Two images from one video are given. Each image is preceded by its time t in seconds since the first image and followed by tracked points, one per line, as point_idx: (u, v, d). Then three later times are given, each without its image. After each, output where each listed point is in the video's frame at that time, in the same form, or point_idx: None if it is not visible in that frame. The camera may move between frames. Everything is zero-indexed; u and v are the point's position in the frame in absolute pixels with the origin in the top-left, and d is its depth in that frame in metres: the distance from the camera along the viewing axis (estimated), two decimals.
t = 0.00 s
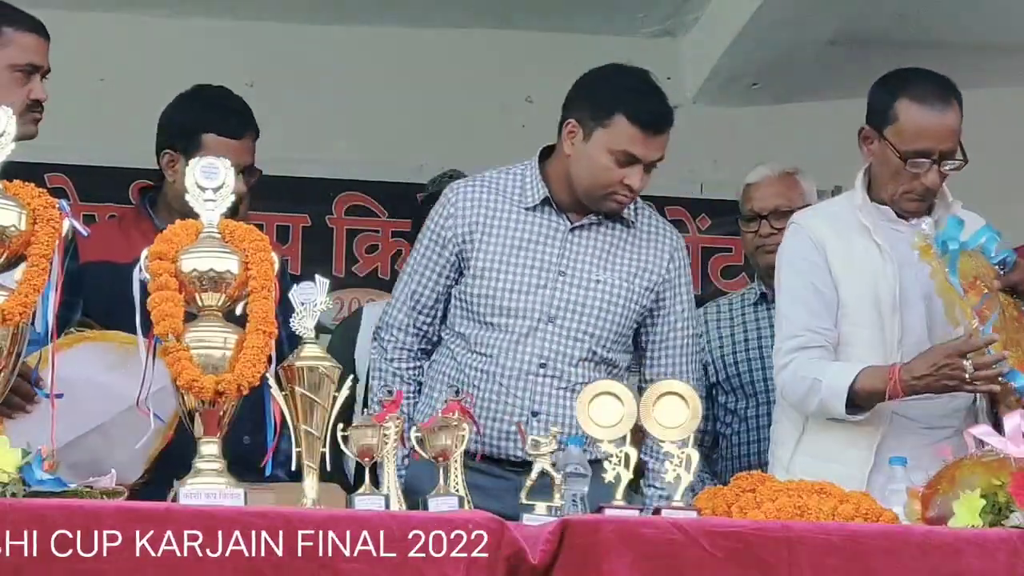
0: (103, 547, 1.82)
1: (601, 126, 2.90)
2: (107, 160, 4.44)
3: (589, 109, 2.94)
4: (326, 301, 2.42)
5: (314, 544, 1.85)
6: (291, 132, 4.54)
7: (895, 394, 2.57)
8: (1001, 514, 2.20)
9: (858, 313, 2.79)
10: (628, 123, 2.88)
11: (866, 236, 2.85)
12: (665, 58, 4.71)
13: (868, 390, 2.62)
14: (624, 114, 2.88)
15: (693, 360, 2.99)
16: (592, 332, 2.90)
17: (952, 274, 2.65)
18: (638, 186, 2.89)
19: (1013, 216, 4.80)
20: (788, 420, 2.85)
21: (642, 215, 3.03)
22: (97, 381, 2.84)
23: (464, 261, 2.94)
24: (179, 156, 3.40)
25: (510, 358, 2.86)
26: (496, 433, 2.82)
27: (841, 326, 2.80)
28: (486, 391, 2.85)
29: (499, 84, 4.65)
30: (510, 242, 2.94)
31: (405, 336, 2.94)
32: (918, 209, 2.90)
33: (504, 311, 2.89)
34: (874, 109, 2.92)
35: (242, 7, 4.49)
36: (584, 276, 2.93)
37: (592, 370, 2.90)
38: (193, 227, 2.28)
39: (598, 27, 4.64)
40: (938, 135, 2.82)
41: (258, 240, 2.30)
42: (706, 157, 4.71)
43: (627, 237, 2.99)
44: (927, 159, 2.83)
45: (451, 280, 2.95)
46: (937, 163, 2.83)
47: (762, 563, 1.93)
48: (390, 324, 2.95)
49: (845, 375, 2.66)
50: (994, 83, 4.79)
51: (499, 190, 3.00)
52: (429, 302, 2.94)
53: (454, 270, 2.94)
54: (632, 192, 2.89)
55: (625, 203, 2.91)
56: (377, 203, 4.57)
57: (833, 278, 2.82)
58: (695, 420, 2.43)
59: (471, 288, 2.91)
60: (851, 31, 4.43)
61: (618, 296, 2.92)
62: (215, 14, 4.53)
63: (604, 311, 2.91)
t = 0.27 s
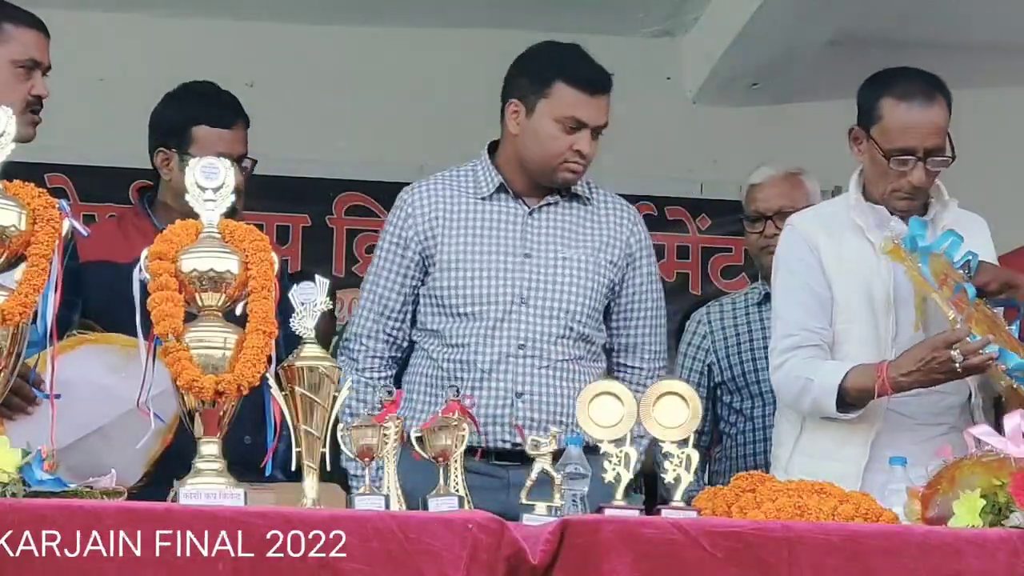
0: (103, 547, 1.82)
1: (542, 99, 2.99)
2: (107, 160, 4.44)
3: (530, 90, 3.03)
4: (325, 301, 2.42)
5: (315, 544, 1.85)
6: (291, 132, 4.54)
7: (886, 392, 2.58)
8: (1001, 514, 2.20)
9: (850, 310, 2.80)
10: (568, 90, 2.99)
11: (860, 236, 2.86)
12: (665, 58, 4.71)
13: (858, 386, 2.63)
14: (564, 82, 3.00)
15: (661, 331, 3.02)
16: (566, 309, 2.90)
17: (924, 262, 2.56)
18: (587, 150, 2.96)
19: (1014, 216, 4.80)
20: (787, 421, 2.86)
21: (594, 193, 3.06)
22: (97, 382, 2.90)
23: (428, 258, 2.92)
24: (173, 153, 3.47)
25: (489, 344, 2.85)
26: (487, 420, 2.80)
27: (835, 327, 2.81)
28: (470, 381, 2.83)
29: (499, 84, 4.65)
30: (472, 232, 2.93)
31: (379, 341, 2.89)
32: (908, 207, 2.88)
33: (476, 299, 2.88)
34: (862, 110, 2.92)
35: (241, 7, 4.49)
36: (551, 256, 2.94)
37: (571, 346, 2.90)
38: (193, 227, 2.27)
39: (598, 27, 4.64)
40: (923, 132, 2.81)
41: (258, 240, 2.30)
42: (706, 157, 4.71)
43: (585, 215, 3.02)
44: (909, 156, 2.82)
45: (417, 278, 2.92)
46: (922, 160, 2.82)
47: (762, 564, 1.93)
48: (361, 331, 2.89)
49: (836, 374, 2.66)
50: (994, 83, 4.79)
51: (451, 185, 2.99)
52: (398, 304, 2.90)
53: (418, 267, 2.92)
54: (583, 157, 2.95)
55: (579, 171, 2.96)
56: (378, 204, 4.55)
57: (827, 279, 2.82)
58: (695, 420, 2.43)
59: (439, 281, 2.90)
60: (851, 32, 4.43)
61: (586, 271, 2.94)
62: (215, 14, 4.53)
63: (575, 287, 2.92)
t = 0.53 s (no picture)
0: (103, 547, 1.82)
1: (486, 84, 3.03)
2: (108, 160, 4.43)
3: (472, 80, 3.07)
4: (325, 301, 2.42)
5: (315, 545, 1.85)
6: (292, 132, 4.55)
7: (866, 378, 2.60)
8: (1001, 513, 2.18)
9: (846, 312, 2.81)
10: (510, 71, 3.02)
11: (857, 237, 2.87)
12: (666, 58, 4.71)
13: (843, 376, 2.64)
14: (507, 67, 3.03)
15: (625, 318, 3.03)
16: (533, 295, 2.91)
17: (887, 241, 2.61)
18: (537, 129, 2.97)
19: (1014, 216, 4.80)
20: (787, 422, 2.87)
21: (553, 184, 3.08)
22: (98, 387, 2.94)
23: (391, 255, 2.93)
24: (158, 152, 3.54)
25: (457, 335, 2.85)
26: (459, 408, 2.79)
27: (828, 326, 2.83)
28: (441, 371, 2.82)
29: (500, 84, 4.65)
30: (434, 227, 2.94)
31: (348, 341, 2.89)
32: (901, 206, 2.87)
33: (442, 291, 2.88)
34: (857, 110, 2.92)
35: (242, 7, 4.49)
36: (513, 245, 2.95)
37: (539, 332, 2.90)
38: (193, 227, 2.27)
39: (599, 27, 4.64)
40: (911, 131, 2.80)
41: (258, 240, 2.30)
42: (707, 157, 4.71)
43: (545, 203, 3.03)
44: (895, 155, 2.81)
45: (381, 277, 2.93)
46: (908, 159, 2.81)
47: (762, 564, 1.93)
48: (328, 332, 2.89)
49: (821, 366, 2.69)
50: (995, 83, 4.79)
51: (409, 184, 3.01)
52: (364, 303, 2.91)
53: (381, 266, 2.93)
54: (534, 136, 2.97)
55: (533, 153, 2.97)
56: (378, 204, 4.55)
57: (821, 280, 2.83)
58: (695, 420, 2.43)
59: (404, 277, 2.90)
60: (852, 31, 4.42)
61: (550, 258, 2.95)
62: (215, 14, 4.53)
63: (540, 274, 2.93)
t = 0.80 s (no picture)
0: (103, 547, 1.82)
1: (445, 81, 3.14)
2: (108, 160, 4.43)
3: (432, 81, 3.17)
4: (326, 300, 2.42)
5: (315, 545, 1.85)
6: (292, 132, 4.55)
7: (843, 377, 2.77)
8: (1001, 513, 2.18)
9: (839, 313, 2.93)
10: (468, 65, 3.13)
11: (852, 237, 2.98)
12: (665, 58, 4.70)
13: (818, 378, 2.80)
14: (461, 61, 3.14)
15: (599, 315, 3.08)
16: (505, 293, 2.96)
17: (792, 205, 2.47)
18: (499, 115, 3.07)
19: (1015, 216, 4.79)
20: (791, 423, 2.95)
21: (523, 185, 3.15)
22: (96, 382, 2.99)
23: (365, 257, 2.98)
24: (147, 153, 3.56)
25: (432, 332, 2.90)
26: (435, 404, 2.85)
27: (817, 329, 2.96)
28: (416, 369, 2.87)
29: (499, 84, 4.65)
30: (408, 228, 3.00)
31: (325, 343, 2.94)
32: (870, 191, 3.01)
33: (416, 291, 2.93)
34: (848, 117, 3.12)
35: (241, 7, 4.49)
36: (486, 244, 3.01)
37: (513, 328, 2.95)
38: (193, 227, 2.28)
39: (598, 27, 4.64)
40: (865, 115, 3.00)
41: (258, 240, 2.30)
42: (706, 157, 4.71)
43: (516, 203, 3.10)
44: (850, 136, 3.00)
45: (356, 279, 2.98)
46: (859, 139, 2.99)
47: (762, 564, 1.93)
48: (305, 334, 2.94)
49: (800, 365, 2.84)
50: (995, 83, 4.79)
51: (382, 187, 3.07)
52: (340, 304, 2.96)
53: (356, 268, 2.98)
54: (498, 122, 3.06)
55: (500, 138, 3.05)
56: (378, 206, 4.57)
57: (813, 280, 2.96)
58: (695, 420, 2.43)
59: (379, 278, 2.96)
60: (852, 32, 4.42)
61: (521, 256, 3.01)
62: (215, 14, 4.53)
63: (512, 272, 2.98)
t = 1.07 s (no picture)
0: (103, 547, 1.82)
1: (431, 82, 3.14)
2: (108, 159, 4.41)
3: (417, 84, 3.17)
4: (326, 301, 2.42)
5: (315, 545, 1.85)
6: (291, 132, 4.54)
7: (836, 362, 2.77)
8: (1001, 514, 2.19)
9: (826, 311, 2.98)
10: (454, 66, 3.14)
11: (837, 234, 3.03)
12: (665, 59, 4.70)
13: (812, 360, 2.78)
14: (445, 63, 3.16)
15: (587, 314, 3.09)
16: (495, 292, 2.96)
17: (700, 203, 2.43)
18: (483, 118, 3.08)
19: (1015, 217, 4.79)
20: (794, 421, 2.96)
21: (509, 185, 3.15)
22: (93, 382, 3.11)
23: (354, 259, 2.97)
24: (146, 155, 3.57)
25: (422, 333, 2.90)
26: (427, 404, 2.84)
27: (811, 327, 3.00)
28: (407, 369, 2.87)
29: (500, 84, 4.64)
30: (396, 229, 2.99)
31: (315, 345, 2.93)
32: (847, 184, 3.03)
33: (406, 292, 2.93)
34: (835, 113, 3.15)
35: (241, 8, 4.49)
36: (474, 244, 3.01)
37: (502, 328, 2.95)
38: (193, 227, 2.27)
39: (599, 27, 4.64)
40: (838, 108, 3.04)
41: (258, 240, 2.29)
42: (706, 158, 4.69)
43: (503, 203, 3.10)
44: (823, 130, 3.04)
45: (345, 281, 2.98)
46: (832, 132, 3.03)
47: (761, 564, 1.93)
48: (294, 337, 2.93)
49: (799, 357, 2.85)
50: (995, 84, 4.79)
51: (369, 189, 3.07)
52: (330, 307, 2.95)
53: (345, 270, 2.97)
54: (483, 124, 3.07)
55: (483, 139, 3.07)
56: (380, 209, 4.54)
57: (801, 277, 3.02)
58: (696, 420, 2.43)
59: (369, 279, 2.95)
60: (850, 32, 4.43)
61: (510, 256, 3.01)
62: (214, 15, 4.53)
63: (501, 271, 2.98)
